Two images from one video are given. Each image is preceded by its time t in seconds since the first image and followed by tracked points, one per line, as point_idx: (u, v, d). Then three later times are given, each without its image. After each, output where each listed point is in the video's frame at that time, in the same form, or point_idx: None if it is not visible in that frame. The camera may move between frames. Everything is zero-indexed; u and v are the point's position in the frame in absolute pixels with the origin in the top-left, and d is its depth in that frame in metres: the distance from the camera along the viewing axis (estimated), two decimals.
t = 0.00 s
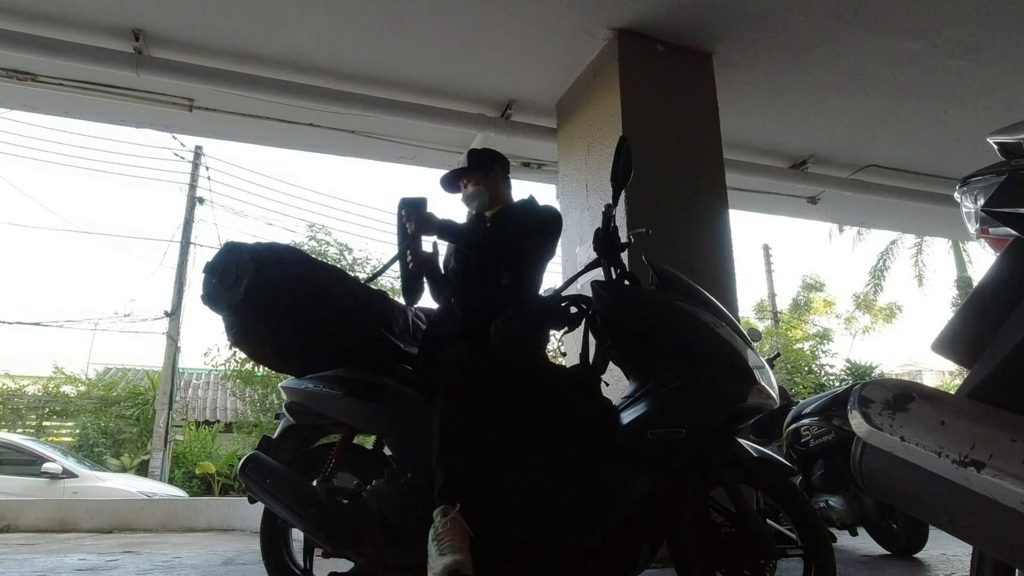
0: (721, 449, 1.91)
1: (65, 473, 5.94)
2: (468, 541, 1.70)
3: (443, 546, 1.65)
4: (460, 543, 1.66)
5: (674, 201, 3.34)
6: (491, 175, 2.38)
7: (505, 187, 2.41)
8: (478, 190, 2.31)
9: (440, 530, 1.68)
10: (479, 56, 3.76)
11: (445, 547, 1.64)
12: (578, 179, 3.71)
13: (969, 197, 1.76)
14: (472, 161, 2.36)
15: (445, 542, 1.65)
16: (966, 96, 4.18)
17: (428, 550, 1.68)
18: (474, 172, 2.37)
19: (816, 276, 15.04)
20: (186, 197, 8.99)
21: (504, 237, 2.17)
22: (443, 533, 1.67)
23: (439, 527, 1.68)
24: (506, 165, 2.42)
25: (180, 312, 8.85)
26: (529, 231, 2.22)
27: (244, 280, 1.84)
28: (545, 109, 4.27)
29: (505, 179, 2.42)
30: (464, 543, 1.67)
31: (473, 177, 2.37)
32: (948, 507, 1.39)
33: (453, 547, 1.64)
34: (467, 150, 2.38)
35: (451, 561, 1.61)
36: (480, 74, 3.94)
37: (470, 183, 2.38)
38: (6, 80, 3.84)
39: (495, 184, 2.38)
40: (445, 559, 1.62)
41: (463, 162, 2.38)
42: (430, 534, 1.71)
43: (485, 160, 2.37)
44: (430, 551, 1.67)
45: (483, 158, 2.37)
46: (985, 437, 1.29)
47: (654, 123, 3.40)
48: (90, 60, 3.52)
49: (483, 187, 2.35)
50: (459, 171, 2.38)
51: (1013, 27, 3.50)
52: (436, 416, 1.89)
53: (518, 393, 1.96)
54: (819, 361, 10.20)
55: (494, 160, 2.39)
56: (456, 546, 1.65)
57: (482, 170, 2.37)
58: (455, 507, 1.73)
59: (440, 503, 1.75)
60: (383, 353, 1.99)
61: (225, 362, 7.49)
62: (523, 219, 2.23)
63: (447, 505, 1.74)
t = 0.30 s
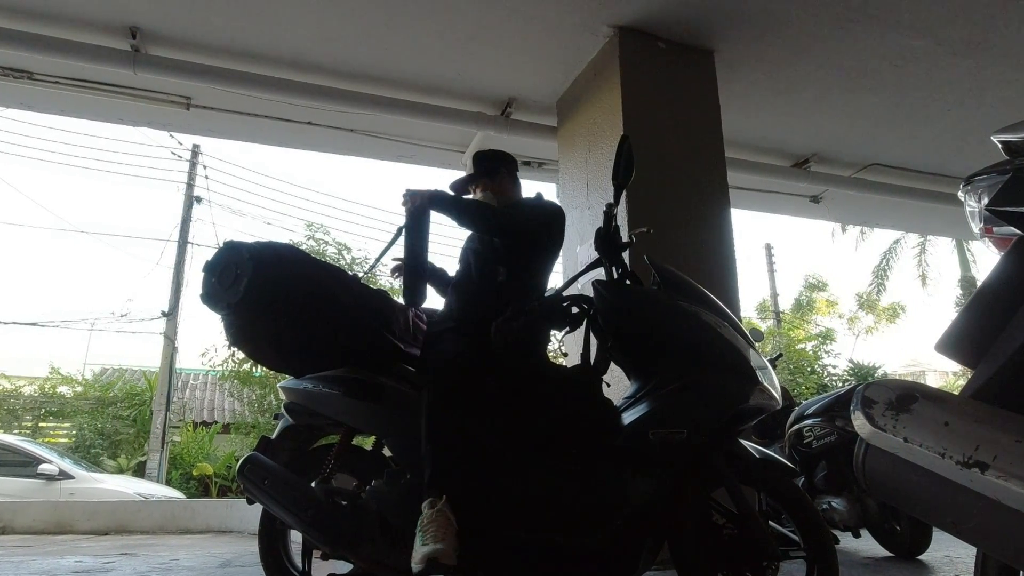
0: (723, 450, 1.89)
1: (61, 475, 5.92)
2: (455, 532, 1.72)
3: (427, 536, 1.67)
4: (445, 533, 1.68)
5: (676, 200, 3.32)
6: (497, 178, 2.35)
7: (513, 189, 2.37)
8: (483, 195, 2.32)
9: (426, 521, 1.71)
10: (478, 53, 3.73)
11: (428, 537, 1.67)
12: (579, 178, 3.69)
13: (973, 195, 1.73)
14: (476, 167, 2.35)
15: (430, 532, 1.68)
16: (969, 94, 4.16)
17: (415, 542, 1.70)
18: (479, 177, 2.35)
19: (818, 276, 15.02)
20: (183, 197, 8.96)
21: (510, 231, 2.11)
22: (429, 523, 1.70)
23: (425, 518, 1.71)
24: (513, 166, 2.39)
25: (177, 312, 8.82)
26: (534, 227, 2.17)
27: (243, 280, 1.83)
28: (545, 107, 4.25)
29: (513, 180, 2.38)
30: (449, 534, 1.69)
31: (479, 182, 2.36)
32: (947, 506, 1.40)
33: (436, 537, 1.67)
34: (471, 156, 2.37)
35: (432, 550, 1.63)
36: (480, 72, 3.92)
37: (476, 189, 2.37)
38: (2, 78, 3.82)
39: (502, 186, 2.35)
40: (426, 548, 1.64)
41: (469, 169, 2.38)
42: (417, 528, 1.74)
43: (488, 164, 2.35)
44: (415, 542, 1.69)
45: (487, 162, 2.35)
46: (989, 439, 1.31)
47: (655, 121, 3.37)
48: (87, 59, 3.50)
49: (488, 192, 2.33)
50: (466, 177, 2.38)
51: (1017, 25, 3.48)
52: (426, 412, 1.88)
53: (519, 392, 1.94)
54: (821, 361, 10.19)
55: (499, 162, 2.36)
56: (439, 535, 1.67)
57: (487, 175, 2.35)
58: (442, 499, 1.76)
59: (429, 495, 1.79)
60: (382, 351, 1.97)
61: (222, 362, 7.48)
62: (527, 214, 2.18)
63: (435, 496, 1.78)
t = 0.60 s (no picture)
0: (725, 451, 1.87)
1: (57, 476, 5.91)
2: (460, 535, 1.71)
3: (432, 540, 1.67)
4: (450, 537, 1.68)
5: (678, 200, 3.31)
6: (504, 177, 2.34)
7: (519, 190, 2.36)
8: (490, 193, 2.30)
9: (430, 525, 1.70)
10: (479, 52, 3.72)
11: (433, 541, 1.66)
12: (580, 177, 3.67)
13: (977, 195, 1.78)
14: (483, 165, 2.34)
15: (435, 536, 1.67)
16: (973, 92, 4.14)
17: (419, 546, 1.70)
18: (487, 175, 2.34)
19: (821, 275, 15.01)
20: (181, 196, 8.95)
21: (511, 233, 2.11)
22: (433, 527, 1.69)
23: (429, 521, 1.70)
24: (521, 166, 2.38)
25: (175, 313, 8.81)
26: (534, 229, 2.17)
27: (242, 282, 1.77)
28: (545, 106, 4.23)
29: (520, 181, 2.37)
30: (454, 538, 1.68)
31: (486, 180, 2.36)
32: (949, 507, 1.40)
33: (441, 540, 1.66)
34: (479, 153, 2.36)
35: (439, 554, 1.63)
36: (480, 71, 3.90)
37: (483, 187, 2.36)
38: None
39: (508, 186, 2.34)
40: (432, 553, 1.64)
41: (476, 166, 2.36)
42: (421, 531, 1.73)
43: (496, 162, 2.34)
44: (420, 545, 1.70)
45: (495, 161, 2.34)
46: (993, 440, 1.31)
47: (657, 120, 3.36)
48: (86, 57, 3.49)
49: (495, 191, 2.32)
50: (473, 174, 2.37)
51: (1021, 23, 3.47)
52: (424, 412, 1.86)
53: (519, 392, 1.93)
54: (824, 362, 10.17)
55: (507, 162, 2.35)
56: (443, 539, 1.67)
57: (494, 173, 2.34)
58: (447, 501, 1.75)
59: (431, 497, 1.77)
60: (382, 352, 1.92)
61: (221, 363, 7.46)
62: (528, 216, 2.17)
63: (438, 498, 1.76)
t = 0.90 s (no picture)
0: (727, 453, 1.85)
1: (53, 477, 5.89)
2: (461, 539, 1.67)
3: (432, 544, 1.63)
4: (451, 541, 1.63)
5: (680, 199, 3.29)
6: (505, 175, 2.33)
7: (520, 188, 2.35)
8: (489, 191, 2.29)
9: (430, 529, 1.66)
10: (479, 49, 3.70)
11: (434, 546, 1.62)
12: (581, 176, 3.65)
13: (981, 194, 1.77)
14: (484, 161, 2.32)
15: (435, 541, 1.63)
16: (976, 91, 4.12)
17: (420, 551, 1.65)
18: (487, 172, 2.33)
19: (822, 275, 14.99)
20: (178, 195, 8.93)
21: (509, 236, 2.11)
22: (434, 531, 1.65)
23: (429, 526, 1.66)
24: (522, 165, 2.36)
25: (172, 313, 8.79)
26: (533, 230, 2.16)
27: (232, 309, 1.77)
28: (545, 104, 4.21)
29: (521, 179, 2.36)
30: (455, 541, 1.64)
31: (486, 178, 2.34)
32: (954, 509, 1.39)
33: (442, 545, 1.62)
34: (479, 150, 2.33)
35: (438, 560, 1.58)
36: (480, 69, 3.89)
37: (483, 184, 2.35)
38: None
39: (509, 185, 2.33)
40: (432, 558, 1.59)
41: (477, 163, 2.34)
42: (422, 535, 1.69)
43: (498, 160, 2.32)
44: (421, 550, 1.65)
45: (497, 158, 2.32)
46: (997, 440, 1.31)
47: (658, 118, 3.34)
48: (82, 56, 3.47)
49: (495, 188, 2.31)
50: (474, 171, 2.35)
51: None
52: (423, 414, 1.85)
53: (519, 393, 1.91)
54: (826, 362, 10.16)
55: (508, 160, 2.33)
56: (444, 544, 1.62)
57: (495, 171, 2.32)
58: (447, 504, 1.71)
59: (431, 501, 1.73)
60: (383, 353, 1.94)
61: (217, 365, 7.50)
62: (527, 217, 2.17)
63: (438, 502, 1.72)
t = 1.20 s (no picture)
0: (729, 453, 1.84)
1: (49, 479, 5.88)
2: (459, 544, 1.66)
3: (431, 551, 1.62)
4: (450, 548, 1.63)
5: (681, 197, 3.27)
6: (505, 173, 2.31)
7: (520, 185, 2.34)
8: (491, 190, 2.28)
9: (429, 535, 1.65)
10: (478, 47, 3.68)
11: (433, 553, 1.62)
12: (581, 175, 3.63)
13: (983, 193, 1.74)
14: (485, 158, 2.29)
15: (434, 547, 1.63)
16: (979, 89, 4.10)
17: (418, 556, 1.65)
18: (487, 169, 2.30)
19: (825, 275, 14.99)
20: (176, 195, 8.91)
21: (511, 233, 2.09)
22: (432, 537, 1.65)
23: (428, 532, 1.65)
24: (521, 161, 2.34)
25: (169, 313, 8.78)
26: (535, 230, 2.14)
27: (235, 300, 1.75)
28: (546, 102, 4.19)
29: (521, 176, 2.35)
30: (454, 547, 1.64)
31: (486, 175, 2.32)
32: (958, 512, 1.39)
33: (441, 552, 1.62)
34: (479, 147, 2.30)
35: (438, 567, 1.58)
36: (480, 67, 3.87)
37: (482, 181, 2.32)
38: None
39: (509, 182, 2.32)
40: (432, 565, 1.60)
41: (477, 159, 2.31)
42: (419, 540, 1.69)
43: (498, 157, 2.29)
44: (419, 556, 1.65)
45: (497, 155, 2.29)
46: (1002, 443, 1.33)
47: (659, 116, 3.32)
48: (79, 54, 3.46)
49: (496, 186, 2.29)
50: (473, 168, 2.32)
51: None
52: (421, 415, 1.84)
53: (519, 393, 1.90)
54: (829, 363, 10.15)
55: (508, 157, 2.31)
56: (444, 550, 1.62)
57: (495, 169, 2.30)
58: (445, 510, 1.70)
59: (430, 505, 1.71)
60: (382, 357, 1.91)
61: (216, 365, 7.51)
62: (529, 216, 2.15)
63: (437, 507, 1.71)
